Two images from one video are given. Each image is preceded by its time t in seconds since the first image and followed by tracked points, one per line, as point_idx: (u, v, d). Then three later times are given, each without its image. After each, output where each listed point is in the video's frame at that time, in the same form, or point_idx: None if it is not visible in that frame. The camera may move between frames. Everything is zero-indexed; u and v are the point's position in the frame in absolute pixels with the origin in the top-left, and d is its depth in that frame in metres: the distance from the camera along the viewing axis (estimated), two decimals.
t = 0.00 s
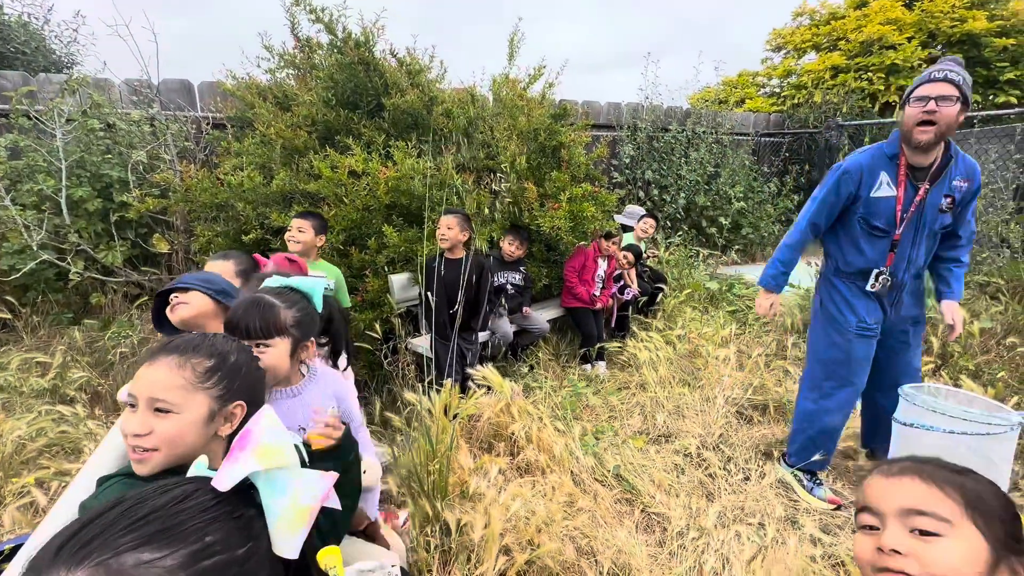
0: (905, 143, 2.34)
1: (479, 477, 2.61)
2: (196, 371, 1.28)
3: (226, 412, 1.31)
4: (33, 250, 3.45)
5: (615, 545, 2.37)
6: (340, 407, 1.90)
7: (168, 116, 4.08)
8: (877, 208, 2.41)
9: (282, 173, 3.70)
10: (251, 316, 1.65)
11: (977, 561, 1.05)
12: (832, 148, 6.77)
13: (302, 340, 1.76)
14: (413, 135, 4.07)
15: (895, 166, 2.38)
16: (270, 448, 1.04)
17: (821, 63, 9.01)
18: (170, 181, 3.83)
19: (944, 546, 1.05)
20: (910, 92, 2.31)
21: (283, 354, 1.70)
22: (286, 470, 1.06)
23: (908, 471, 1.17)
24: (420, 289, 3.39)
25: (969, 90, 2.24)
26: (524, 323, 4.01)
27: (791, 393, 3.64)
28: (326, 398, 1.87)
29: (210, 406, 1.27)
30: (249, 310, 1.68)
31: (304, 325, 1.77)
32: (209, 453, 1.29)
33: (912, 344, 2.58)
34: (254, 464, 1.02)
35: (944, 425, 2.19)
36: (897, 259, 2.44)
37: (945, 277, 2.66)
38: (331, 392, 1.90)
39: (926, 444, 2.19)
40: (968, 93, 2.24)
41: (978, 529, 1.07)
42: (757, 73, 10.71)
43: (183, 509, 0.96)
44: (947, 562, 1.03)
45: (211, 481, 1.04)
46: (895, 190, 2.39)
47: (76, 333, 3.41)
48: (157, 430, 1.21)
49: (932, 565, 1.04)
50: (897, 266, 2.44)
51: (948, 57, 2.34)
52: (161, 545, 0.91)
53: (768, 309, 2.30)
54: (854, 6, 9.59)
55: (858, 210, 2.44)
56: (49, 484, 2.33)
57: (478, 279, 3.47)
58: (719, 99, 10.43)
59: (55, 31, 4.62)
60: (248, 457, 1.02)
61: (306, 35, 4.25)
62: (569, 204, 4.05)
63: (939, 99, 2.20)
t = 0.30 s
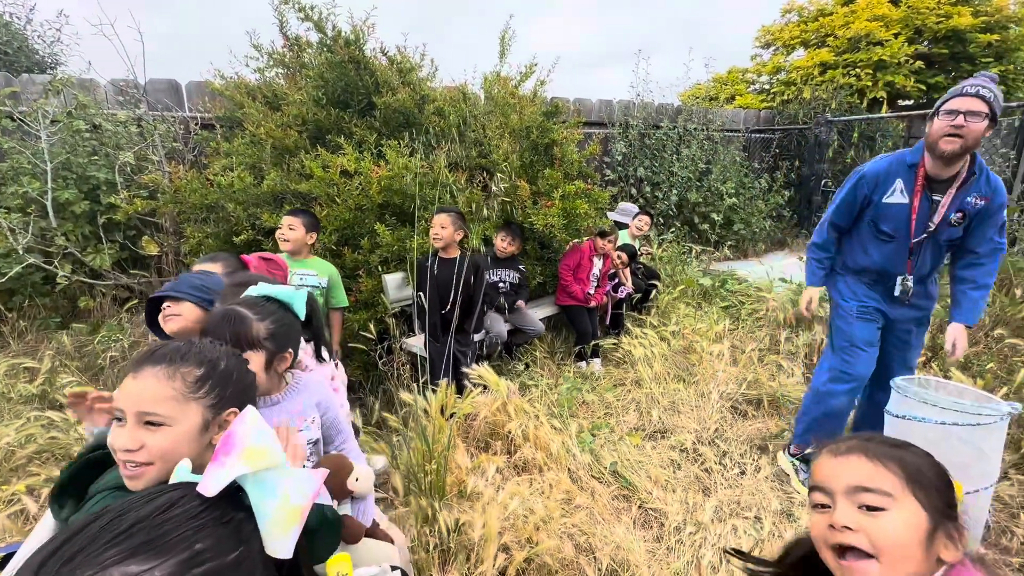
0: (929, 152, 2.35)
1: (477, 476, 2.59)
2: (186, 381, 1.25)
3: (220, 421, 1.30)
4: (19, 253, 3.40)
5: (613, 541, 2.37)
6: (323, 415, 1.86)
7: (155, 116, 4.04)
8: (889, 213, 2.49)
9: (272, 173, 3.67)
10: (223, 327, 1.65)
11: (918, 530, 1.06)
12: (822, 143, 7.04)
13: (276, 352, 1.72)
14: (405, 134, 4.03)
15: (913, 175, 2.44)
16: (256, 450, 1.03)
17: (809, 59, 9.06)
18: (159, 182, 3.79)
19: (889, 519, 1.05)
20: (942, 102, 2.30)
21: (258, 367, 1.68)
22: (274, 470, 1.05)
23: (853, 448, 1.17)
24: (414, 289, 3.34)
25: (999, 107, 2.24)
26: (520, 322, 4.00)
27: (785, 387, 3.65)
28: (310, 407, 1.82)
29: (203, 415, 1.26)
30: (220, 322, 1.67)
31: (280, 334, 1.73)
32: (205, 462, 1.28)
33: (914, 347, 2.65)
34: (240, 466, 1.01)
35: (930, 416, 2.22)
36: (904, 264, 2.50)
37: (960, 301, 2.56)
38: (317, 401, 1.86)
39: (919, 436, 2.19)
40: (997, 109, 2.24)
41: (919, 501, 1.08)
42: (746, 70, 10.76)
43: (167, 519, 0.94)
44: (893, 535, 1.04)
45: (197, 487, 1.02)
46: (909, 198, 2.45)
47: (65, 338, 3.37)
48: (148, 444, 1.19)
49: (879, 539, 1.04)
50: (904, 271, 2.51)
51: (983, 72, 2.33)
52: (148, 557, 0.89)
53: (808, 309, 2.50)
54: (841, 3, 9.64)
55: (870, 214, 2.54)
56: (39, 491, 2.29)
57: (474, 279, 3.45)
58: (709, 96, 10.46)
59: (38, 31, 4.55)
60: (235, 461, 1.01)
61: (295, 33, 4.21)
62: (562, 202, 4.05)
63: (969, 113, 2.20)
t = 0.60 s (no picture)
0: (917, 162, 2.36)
1: (469, 475, 2.58)
2: (171, 388, 1.22)
3: (206, 426, 1.26)
4: None
5: (606, 537, 2.36)
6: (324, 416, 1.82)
7: (137, 117, 3.97)
8: (875, 219, 2.53)
9: (258, 173, 3.62)
10: (219, 327, 1.62)
11: (892, 504, 1.12)
12: (806, 141, 7.02)
13: (274, 353, 1.67)
14: (392, 134, 3.99)
15: (900, 183, 2.46)
16: (253, 457, 1.02)
17: (792, 58, 9.15)
18: (141, 184, 3.73)
19: (865, 497, 1.11)
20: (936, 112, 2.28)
21: (256, 368, 1.63)
22: (270, 477, 1.04)
23: (834, 426, 1.20)
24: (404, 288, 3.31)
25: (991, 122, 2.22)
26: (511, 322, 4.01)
27: (772, 381, 3.68)
28: (309, 408, 1.77)
29: (190, 421, 1.23)
30: (218, 320, 1.63)
31: (278, 336, 1.68)
32: (193, 468, 1.25)
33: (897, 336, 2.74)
34: (236, 473, 1.00)
35: (913, 408, 2.24)
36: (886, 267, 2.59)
37: (933, 308, 2.56)
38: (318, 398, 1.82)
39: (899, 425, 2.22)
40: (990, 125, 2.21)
41: (895, 478, 1.13)
42: (731, 69, 10.83)
43: (166, 528, 0.94)
44: (866, 511, 1.10)
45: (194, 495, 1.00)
46: (896, 205, 2.48)
47: (46, 343, 3.31)
48: (134, 451, 1.16)
49: (855, 514, 1.10)
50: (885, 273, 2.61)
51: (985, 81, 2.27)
52: (148, 567, 0.90)
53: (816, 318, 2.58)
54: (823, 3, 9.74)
55: (857, 219, 2.58)
56: (23, 499, 2.24)
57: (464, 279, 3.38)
58: (695, 95, 10.53)
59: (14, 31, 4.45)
60: (232, 467, 1.00)
61: (279, 32, 4.16)
62: (551, 201, 4.04)
63: (957, 129, 2.19)
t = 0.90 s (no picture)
0: (879, 170, 2.44)
1: (455, 474, 2.56)
2: (163, 386, 1.19)
3: (199, 424, 1.23)
4: None
5: (591, 530, 2.37)
6: (316, 410, 1.77)
7: (109, 117, 3.88)
8: (840, 224, 2.59)
9: (237, 174, 3.56)
10: (204, 323, 1.58)
11: (868, 471, 1.13)
12: (780, 142, 7.25)
13: (260, 347, 1.64)
14: (373, 134, 3.95)
15: (864, 190, 2.52)
16: (256, 453, 1.00)
17: (767, 60, 9.29)
18: (114, 185, 3.65)
19: (841, 464, 1.12)
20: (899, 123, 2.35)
21: (240, 361, 1.61)
22: (272, 475, 1.01)
23: (815, 396, 1.20)
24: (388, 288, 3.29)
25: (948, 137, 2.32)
26: (492, 321, 3.99)
27: (751, 375, 3.72)
28: (298, 400, 1.73)
29: (183, 418, 1.19)
30: (203, 316, 1.59)
31: (264, 330, 1.65)
32: (188, 467, 1.22)
33: (861, 327, 2.85)
34: (239, 468, 0.97)
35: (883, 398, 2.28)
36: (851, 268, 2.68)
37: (890, 311, 2.62)
38: (307, 394, 1.76)
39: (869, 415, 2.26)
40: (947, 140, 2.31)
41: (871, 446, 1.14)
42: (708, 71, 10.96)
43: (170, 518, 0.91)
44: (842, 478, 1.11)
45: (197, 487, 0.98)
46: (860, 211, 2.55)
47: (15, 350, 3.21)
48: (129, 448, 1.13)
49: (832, 481, 1.11)
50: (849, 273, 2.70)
51: (942, 97, 2.37)
52: (151, 554, 0.86)
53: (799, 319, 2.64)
54: (795, 6, 9.91)
55: (825, 224, 2.63)
56: None
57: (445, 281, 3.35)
58: (673, 96, 10.64)
59: None
60: (236, 462, 0.97)
61: (256, 32, 4.10)
62: (533, 201, 4.05)
63: (918, 142, 2.28)
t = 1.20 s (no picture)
0: (838, 174, 2.51)
1: (433, 474, 2.55)
2: (140, 383, 1.17)
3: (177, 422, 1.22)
4: None
5: (568, 526, 2.39)
6: (289, 408, 1.71)
7: (68, 115, 3.74)
8: (800, 225, 2.66)
9: (205, 175, 3.48)
10: (173, 321, 1.54)
11: (828, 456, 1.16)
12: (749, 143, 7.39)
13: (232, 343, 1.61)
14: (346, 134, 3.90)
15: (823, 193, 2.58)
16: (202, 446, 1.03)
17: (736, 63, 9.48)
18: (74, 186, 3.53)
19: (803, 449, 1.15)
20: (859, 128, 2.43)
21: (209, 359, 1.57)
22: (219, 466, 1.04)
23: (778, 382, 1.22)
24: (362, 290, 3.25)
25: (903, 146, 2.42)
26: (469, 322, 3.97)
27: (723, 370, 3.79)
28: (271, 397, 1.68)
29: (161, 415, 1.17)
30: (171, 313, 1.55)
31: (236, 327, 1.62)
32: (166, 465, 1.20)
33: (819, 321, 2.94)
34: (187, 461, 1.00)
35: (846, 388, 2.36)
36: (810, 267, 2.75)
37: (848, 310, 2.71)
38: (278, 391, 1.71)
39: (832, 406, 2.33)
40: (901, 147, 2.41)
41: (831, 430, 1.17)
42: (680, 73, 11.12)
43: (118, 517, 0.93)
44: (804, 462, 1.14)
45: (143, 485, 0.99)
46: (819, 213, 2.61)
47: None
48: (105, 446, 1.11)
49: (794, 466, 1.14)
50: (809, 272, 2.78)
51: (896, 106, 2.47)
52: (101, 552, 0.89)
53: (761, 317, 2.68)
54: (762, 11, 10.12)
55: (786, 224, 2.69)
56: None
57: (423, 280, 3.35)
58: (645, 98, 10.77)
59: None
60: (180, 457, 1.00)
61: (224, 29, 4.01)
62: (508, 201, 4.05)
63: (876, 148, 2.36)
